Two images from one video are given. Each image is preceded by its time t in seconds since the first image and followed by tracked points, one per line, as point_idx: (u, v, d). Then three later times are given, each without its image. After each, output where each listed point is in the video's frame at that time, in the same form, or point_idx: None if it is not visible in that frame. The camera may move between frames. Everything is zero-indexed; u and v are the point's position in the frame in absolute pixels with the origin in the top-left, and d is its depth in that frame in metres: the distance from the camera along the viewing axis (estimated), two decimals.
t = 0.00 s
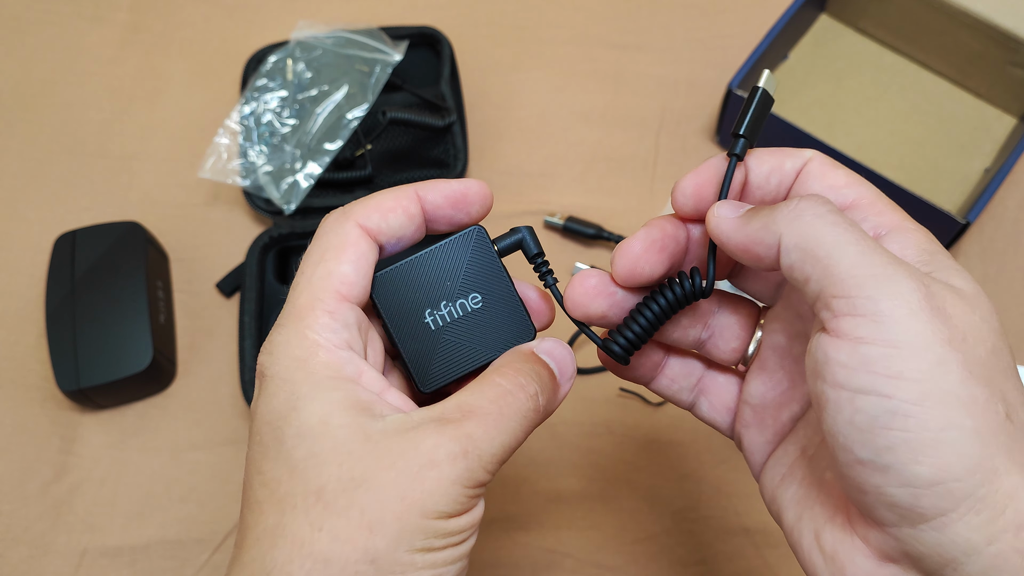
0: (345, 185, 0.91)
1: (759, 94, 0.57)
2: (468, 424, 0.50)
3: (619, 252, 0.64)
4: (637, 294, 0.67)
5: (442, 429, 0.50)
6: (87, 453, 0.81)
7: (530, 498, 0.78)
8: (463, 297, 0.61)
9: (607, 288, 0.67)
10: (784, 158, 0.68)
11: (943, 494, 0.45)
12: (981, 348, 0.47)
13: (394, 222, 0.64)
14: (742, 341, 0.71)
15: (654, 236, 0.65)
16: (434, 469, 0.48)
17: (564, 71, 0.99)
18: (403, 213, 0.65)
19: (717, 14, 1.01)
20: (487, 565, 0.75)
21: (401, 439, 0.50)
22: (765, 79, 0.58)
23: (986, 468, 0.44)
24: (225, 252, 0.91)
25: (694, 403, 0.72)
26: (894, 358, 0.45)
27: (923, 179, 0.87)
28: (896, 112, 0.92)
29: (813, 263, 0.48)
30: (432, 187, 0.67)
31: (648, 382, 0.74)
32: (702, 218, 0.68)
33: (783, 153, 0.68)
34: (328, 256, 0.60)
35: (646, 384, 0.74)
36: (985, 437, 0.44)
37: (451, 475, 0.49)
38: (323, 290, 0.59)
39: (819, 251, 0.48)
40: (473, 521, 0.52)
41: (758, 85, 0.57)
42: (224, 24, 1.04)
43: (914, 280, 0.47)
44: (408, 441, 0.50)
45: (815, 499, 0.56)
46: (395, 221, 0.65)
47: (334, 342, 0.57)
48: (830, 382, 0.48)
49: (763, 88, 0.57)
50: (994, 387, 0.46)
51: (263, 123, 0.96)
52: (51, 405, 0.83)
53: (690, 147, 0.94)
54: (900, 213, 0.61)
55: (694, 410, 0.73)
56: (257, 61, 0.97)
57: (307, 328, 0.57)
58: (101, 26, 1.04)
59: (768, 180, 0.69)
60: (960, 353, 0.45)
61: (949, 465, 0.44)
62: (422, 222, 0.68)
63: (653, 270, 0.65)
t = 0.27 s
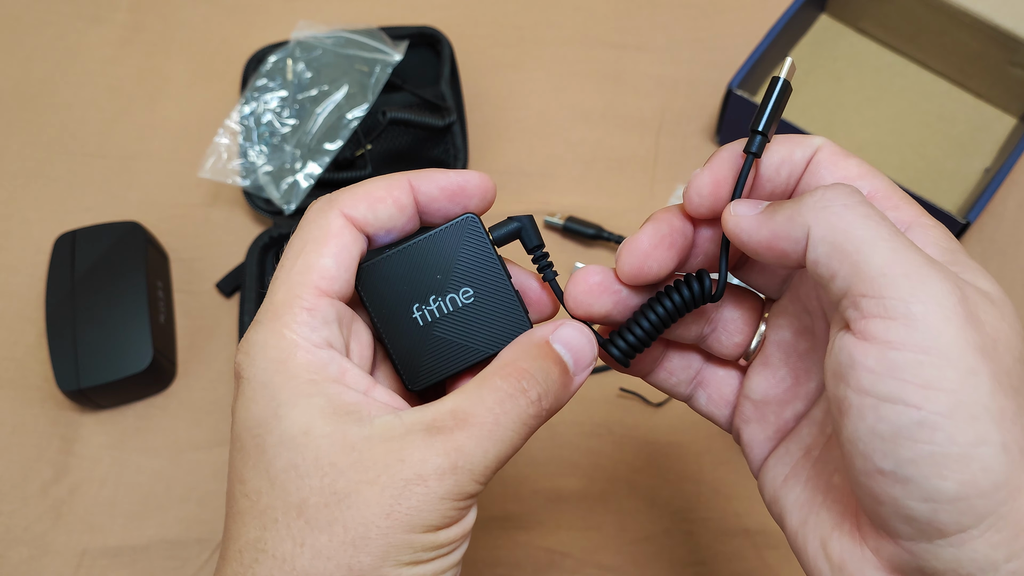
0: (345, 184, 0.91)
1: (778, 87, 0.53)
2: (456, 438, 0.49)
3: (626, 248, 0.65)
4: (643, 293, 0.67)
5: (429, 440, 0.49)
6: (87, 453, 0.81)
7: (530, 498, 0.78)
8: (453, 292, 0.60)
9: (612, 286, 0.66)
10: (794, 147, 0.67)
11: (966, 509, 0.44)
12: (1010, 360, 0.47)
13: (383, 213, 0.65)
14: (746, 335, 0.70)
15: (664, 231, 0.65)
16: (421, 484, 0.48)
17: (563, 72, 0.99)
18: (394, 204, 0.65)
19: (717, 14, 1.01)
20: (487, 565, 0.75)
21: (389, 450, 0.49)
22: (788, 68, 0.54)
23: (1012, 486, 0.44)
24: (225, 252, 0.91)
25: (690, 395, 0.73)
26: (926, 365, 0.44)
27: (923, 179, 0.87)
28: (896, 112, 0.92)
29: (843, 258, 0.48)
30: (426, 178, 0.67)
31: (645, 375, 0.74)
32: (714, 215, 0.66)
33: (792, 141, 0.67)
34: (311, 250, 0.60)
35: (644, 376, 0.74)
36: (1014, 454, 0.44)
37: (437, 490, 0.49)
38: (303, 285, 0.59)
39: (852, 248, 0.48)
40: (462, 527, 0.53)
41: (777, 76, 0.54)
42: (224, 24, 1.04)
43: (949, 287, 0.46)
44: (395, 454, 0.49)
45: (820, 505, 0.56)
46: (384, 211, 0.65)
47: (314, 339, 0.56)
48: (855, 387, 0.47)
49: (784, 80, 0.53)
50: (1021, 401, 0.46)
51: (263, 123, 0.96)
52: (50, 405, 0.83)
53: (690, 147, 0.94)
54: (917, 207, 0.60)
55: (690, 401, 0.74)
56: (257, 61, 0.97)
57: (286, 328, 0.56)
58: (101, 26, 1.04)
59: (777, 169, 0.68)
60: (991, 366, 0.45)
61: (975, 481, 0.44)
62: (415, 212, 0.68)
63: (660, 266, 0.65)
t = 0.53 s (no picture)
0: (345, 184, 0.91)
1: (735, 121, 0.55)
2: (466, 429, 0.49)
3: (606, 274, 0.66)
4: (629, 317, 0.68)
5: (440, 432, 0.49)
6: (87, 453, 0.81)
7: (530, 499, 0.78)
8: (458, 307, 0.60)
9: (599, 312, 0.66)
10: (754, 178, 0.67)
11: (945, 509, 0.45)
12: (980, 360, 0.47)
13: (397, 226, 0.65)
14: (731, 356, 0.69)
15: (639, 255, 0.66)
16: (429, 475, 0.48)
17: (563, 71, 0.99)
18: (408, 219, 0.66)
19: (717, 14, 1.01)
20: (487, 565, 0.75)
21: (398, 443, 0.50)
22: (743, 104, 0.55)
23: (988, 483, 0.44)
24: (225, 252, 0.91)
25: (684, 421, 0.72)
26: (893, 372, 0.45)
27: (923, 179, 0.87)
28: (896, 112, 0.92)
29: (806, 275, 0.48)
30: (441, 196, 0.67)
31: (637, 403, 0.74)
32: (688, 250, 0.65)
33: (753, 172, 0.67)
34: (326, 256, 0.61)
35: (637, 404, 0.74)
36: (986, 451, 0.44)
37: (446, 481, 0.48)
38: (316, 289, 0.59)
39: (813, 263, 0.48)
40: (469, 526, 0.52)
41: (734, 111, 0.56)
42: (224, 24, 1.04)
43: (910, 292, 0.47)
44: (405, 446, 0.49)
45: (811, 514, 0.56)
46: (397, 225, 0.65)
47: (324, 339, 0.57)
48: (829, 398, 0.48)
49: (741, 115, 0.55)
50: (991, 399, 0.46)
51: (263, 123, 0.96)
52: (50, 406, 0.83)
53: (690, 147, 0.94)
54: (879, 225, 0.60)
55: (684, 428, 0.73)
56: (257, 61, 0.97)
57: (298, 328, 0.57)
58: (100, 26, 1.04)
59: (740, 204, 0.67)
60: (958, 366, 0.45)
61: (952, 480, 0.44)
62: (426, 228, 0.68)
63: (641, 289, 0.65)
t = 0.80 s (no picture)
0: (344, 184, 0.91)
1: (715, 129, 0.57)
2: (468, 423, 0.50)
3: (599, 274, 0.66)
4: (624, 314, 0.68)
5: (442, 426, 0.50)
6: (87, 453, 0.81)
7: (530, 498, 0.78)
8: (459, 310, 0.60)
9: (596, 312, 0.67)
10: (743, 181, 0.66)
11: (939, 505, 0.45)
12: (962, 355, 0.47)
13: (398, 234, 0.65)
14: (730, 355, 0.71)
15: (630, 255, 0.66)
16: (430, 468, 0.48)
17: (563, 71, 0.99)
18: (408, 227, 0.66)
19: (717, 14, 1.01)
20: (486, 564, 0.75)
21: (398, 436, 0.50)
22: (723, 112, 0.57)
23: (980, 478, 0.45)
24: (225, 252, 0.91)
25: (691, 423, 0.72)
26: (875, 377, 0.45)
27: (922, 179, 0.87)
28: (896, 112, 0.92)
29: (782, 286, 0.48)
30: (441, 208, 0.68)
31: (643, 408, 0.74)
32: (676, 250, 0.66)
33: (742, 176, 0.67)
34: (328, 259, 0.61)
35: (643, 408, 0.74)
36: (973, 446, 0.45)
37: (447, 473, 0.49)
38: (320, 290, 0.59)
39: (787, 274, 0.47)
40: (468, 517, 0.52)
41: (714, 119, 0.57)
42: (224, 24, 1.04)
43: (886, 294, 0.47)
44: (406, 440, 0.49)
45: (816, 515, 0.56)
46: (398, 233, 0.65)
47: (329, 338, 0.57)
48: (815, 405, 0.48)
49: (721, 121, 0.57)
50: (978, 392, 0.46)
51: (263, 123, 0.96)
52: (50, 405, 0.83)
53: (690, 147, 0.94)
54: (873, 223, 0.60)
55: (691, 430, 0.73)
56: (257, 61, 0.97)
57: (301, 325, 0.57)
58: (100, 26, 1.04)
59: (730, 206, 0.67)
60: (940, 365, 0.45)
61: (942, 478, 0.44)
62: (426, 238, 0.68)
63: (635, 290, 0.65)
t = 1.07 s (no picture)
0: (345, 185, 0.91)
1: (626, 163, 0.58)
2: (464, 415, 0.50)
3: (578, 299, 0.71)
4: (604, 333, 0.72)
5: (440, 420, 0.50)
6: (87, 453, 0.81)
7: (530, 498, 0.78)
8: (476, 305, 0.59)
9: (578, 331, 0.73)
10: (700, 210, 0.67)
11: (884, 515, 0.46)
12: (891, 369, 0.47)
13: (381, 229, 0.66)
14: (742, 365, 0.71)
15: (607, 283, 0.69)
16: (428, 461, 0.48)
17: (563, 71, 0.99)
18: (392, 220, 0.66)
19: (717, 14, 1.01)
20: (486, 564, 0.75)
21: (394, 430, 0.50)
22: (630, 144, 0.58)
23: (921, 484, 0.45)
24: (225, 252, 0.91)
25: (709, 438, 0.73)
26: (803, 411, 0.46)
27: (923, 179, 0.87)
28: (896, 112, 0.92)
29: (705, 346, 0.49)
30: (422, 200, 0.68)
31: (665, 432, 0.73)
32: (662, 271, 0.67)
33: (697, 204, 0.67)
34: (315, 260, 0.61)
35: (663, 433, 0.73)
36: (906, 454, 0.45)
37: (446, 465, 0.49)
38: (313, 289, 0.60)
39: (706, 335, 0.49)
40: (469, 511, 0.52)
41: (623, 152, 0.58)
42: (224, 24, 1.04)
43: (802, 329, 0.48)
44: (405, 435, 0.49)
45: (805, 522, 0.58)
46: (382, 228, 0.66)
47: (328, 334, 0.57)
48: (760, 440, 0.50)
49: (630, 154, 0.58)
50: (911, 400, 0.47)
51: (263, 123, 0.96)
52: (50, 406, 0.83)
53: (690, 147, 0.94)
54: (835, 240, 0.61)
55: (709, 444, 0.73)
56: (257, 61, 0.97)
57: (303, 323, 0.57)
58: (100, 26, 1.04)
59: (688, 234, 0.68)
60: (864, 388, 0.46)
61: (881, 492, 0.45)
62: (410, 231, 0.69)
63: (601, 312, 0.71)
